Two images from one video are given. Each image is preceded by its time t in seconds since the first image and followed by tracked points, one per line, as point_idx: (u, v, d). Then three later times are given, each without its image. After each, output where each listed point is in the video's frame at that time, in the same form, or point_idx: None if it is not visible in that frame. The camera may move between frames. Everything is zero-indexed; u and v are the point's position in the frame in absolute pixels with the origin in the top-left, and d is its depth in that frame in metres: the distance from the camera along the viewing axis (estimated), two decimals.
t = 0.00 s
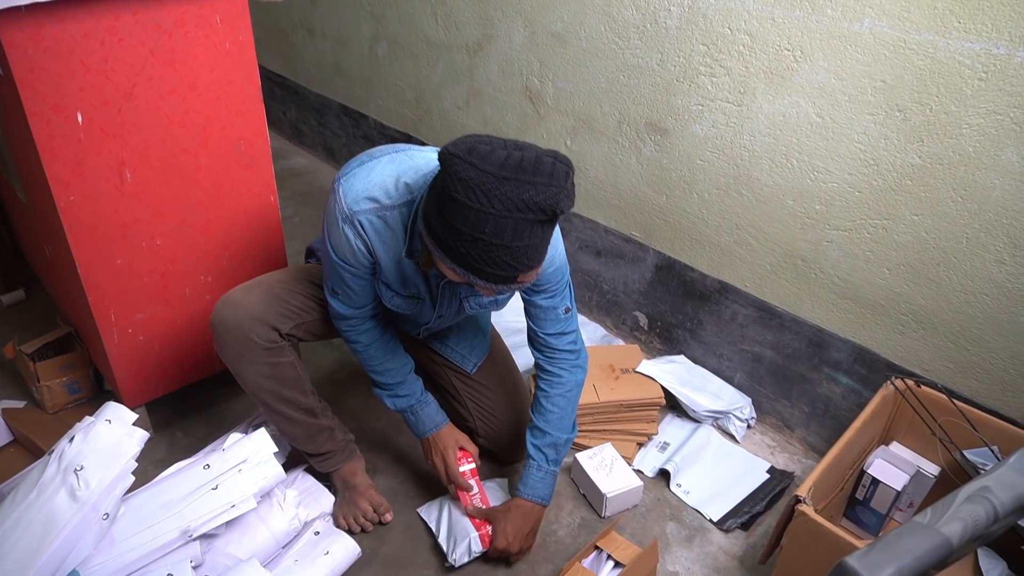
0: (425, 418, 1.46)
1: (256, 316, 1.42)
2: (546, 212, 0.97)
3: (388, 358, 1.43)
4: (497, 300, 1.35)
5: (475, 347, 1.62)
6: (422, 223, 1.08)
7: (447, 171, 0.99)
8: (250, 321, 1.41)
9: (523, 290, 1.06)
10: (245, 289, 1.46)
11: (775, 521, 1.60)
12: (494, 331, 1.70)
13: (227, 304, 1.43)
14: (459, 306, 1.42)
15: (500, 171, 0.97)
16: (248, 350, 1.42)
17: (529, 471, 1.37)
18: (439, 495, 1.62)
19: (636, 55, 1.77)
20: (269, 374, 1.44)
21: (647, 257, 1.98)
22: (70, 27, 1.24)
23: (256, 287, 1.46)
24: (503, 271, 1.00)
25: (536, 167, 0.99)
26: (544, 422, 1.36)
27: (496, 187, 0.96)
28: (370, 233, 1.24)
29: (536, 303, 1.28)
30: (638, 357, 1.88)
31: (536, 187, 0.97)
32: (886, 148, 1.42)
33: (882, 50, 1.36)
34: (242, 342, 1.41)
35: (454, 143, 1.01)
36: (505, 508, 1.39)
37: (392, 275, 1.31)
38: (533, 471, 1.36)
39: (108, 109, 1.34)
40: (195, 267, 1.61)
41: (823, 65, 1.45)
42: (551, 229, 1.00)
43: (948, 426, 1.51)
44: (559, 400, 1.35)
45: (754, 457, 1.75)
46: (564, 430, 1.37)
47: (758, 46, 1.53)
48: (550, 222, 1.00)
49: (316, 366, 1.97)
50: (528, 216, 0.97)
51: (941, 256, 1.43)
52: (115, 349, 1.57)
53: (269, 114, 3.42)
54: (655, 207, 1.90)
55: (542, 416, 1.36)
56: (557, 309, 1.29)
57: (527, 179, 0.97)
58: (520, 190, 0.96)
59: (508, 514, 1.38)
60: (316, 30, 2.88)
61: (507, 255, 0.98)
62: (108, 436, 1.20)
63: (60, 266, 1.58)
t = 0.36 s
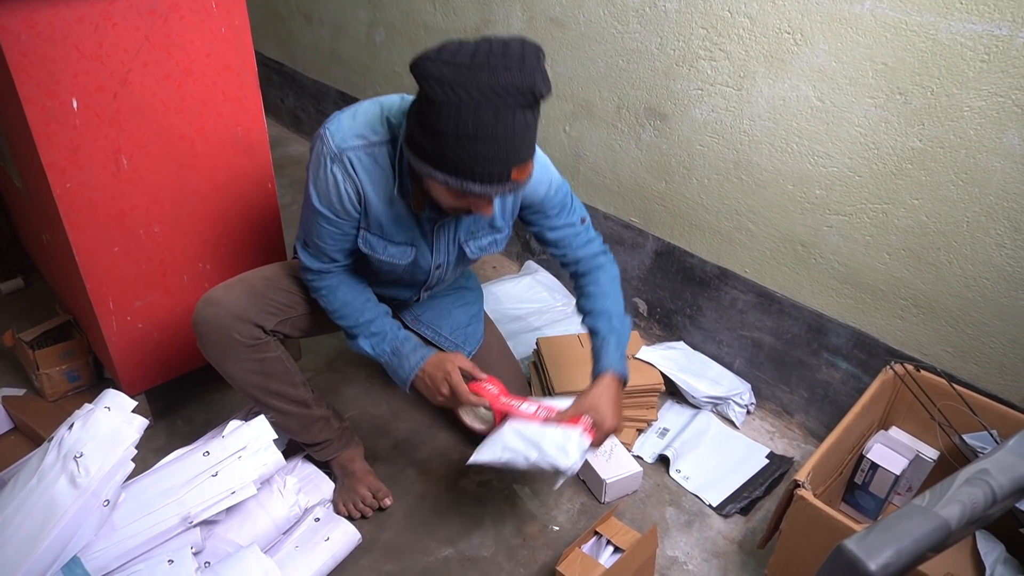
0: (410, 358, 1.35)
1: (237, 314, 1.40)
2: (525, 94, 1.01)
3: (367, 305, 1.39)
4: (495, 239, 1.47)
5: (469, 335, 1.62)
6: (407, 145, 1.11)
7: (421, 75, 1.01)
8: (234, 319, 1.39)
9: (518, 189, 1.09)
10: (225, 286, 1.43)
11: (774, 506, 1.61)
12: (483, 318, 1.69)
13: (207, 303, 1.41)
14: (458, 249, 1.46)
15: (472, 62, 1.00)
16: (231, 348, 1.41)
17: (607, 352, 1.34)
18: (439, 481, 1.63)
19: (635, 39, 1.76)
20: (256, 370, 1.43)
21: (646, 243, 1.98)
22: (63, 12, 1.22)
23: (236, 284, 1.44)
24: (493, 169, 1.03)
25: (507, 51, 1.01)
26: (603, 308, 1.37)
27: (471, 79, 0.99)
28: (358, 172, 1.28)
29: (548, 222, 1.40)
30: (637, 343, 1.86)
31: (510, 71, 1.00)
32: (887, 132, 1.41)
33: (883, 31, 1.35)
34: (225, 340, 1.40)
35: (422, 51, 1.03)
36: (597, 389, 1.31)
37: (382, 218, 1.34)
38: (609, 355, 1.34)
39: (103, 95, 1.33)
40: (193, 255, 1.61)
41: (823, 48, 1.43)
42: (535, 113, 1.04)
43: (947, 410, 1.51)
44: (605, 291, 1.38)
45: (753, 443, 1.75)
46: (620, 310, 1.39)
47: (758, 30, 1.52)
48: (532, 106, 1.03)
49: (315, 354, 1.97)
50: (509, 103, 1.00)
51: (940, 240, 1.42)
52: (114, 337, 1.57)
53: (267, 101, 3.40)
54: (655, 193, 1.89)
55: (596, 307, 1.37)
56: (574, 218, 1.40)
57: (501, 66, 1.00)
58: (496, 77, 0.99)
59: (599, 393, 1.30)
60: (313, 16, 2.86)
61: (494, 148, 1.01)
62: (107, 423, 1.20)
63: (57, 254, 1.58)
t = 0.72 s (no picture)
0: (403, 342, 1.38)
1: (249, 334, 1.42)
2: (488, 15, 1.13)
3: (360, 295, 1.42)
4: (482, 196, 1.52)
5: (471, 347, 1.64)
6: (381, 93, 1.21)
7: (388, 13, 1.11)
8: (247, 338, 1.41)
9: (498, 115, 1.20)
10: (235, 307, 1.45)
11: (777, 515, 1.60)
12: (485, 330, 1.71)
13: (218, 324, 1.42)
14: (450, 213, 1.48)
15: None
16: (245, 369, 1.42)
17: (600, 255, 1.47)
18: (440, 490, 1.63)
19: (635, 47, 1.76)
20: (269, 389, 1.44)
21: (647, 251, 1.98)
22: (67, 23, 1.23)
23: (246, 305, 1.45)
24: (471, 91, 1.14)
25: None
26: (591, 226, 1.51)
27: (437, 7, 1.10)
28: (337, 145, 1.31)
29: (536, 172, 1.54)
30: (639, 351, 1.88)
31: None
32: (887, 139, 1.41)
33: (882, 39, 1.35)
34: (238, 360, 1.41)
35: None
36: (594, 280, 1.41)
37: (366, 190, 1.36)
38: (604, 257, 1.46)
39: (106, 105, 1.34)
40: (196, 265, 1.61)
41: (823, 55, 1.44)
42: (501, 35, 1.17)
43: (949, 418, 1.50)
44: (589, 212, 1.52)
45: (756, 451, 1.75)
46: (605, 226, 1.52)
47: (757, 38, 1.52)
48: (496, 28, 1.16)
49: (317, 363, 1.97)
50: (476, 25, 1.12)
51: (942, 247, 1.42)
52: (117, 347, 1.57)
53: (269, 111, 3.42)
54: (656, 200, 1.90)
55: (586, 228, 1.51)
56: (554, 164, 1.54)
57: None
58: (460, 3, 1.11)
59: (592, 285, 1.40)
60: (315, 26, 2.88)
61: (471, 71, 1.13)
62: (109, 433, 1.20)
63: (61, 264, 1.58)
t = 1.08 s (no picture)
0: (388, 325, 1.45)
1: (263, 349, 1.42)
2: (481, 65, 1.15)
3: (334, 285, 1.48)
4: (473, 194, 1.53)
5: (476, 357, 1.63)
6: (373, 116, 1.23)
7: (381, 52, 1.14)
8: (261, 354, 1.42)
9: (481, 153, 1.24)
10: (247, 323, 1.45)
11: (779, 526, 1.59)
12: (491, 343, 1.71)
13: (229, 340, 1.43)
14: (443, 212, 1.49)
15: (428, 39, 1.12)
16: (256, 384, 1.42)
17: (553, 251, 1.58)
18: (441, 503, 1.62)
19: (635, 61, 1.78)
20: (281, 404, 1.45)
21: (648, 262, 1.98)
22: (72, 39, 1.25)
23: (258, 320, 1.46)
24: (456, 136, 1.17)
25: (460, 27, 1.15)
26: (548, 224, 1.62)
27: (429, 55, 1.12)
28: (328, 145, 1.33)
29: (520, 172, 1.62)
30: (641, 363, 1.88)
31: (465, 45, 1.13)
32: (886, 151, 1.42)
33: (879, 52, 1.36)
34: (251, 376, 1.42)
35: (379, 29, 1.15)
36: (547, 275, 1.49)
37: (358, 189, 1.37)
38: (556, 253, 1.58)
39: (110, 120, 1.35)
40: (199, 277, 1.62)
41: (821, 68, 1.45)
42: (492, 81, 1.18)
43: (951, 430, 1.50)
44: (552, 211, 1.64)
45: (758, 462, 1.75)
46: (564, 224, 1.64)
47: (757, 51, 1.54)
48: (488, 75, 1.17)
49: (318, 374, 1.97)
50: (466, 75, 1.14)
51: (942, 258, 1.42)
52: (119, 359, 1.58)
53: (272, 123, 3.45)
54: (656, 212, 1.90)
55: (545, 224, 1.62)
56: (532, 164, 1.63)
57: (456, 40, 1.13)
58: (452, 52, 1.12)
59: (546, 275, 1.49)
60: (317, 40, 2.90)
61: (456, 118, 1.16)
62: (111, 446, 1.20)
63: (64, 277, 1.59)
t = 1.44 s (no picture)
0: (409, 331, 1.47)
1: (273, 357, 1.43)
2: (482, 79, 1.15)
3: (349, 298, 1.41)
4: (472, 197, 1.56)
5: (481, 365, 1.64)
6: (376, 124, 1.24)
7: (384, 62, 1.15)
8: (272, 362, 1.42)
9: (480, 164, 1.24)
10: (258, 330, 1.46)
11: (786, 537, 1.58)
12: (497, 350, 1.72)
13: (237, 349, 1.44)
14: (443, 215, 1.52)
15: (430, 51, 1.13)
16: (265, 393, 1.43)
17: (535, 246, 1.59)
18: (447, 512, 1.62)
19: (640, 71, 1.79)
20: (290, 412, 1.45)
21: (654, 271, 1.98)
22: (82, 52, 1.26)
23: (268, 327, 1.47)
24: (454, 147, 1.18)
25: (462, 40, 1.16)
26: (544, 222, 1.64)
27: (430, 67, 1.13)
28: (341, 144, 1.33)
29: (525, 176, 1.64)
30: (647, 372, 1.88)
31: (467, 59, 1.14)
32: (891, 160, 1.42)
33: (884, 62, 1.36)
34: (262, 382, 1.42)
35: (383, 39, 1.17)
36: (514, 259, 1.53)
37: (369, 188, 1.37)
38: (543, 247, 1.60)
39: (119, 131, 1.36)
40: (206, 286, 1.63)
41: (826, 78, 1.45)
42: (493, 95, 1.19)
43: (959, 439, 1.49)
44: (553, 211, 1.66)
45: (764, 472, 1.74)
46: (561, 224, 1.66)
47: (761, 61, 1.54)
48: (489, 89, 1.18)
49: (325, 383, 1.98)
50: (466, 88, 1.14)
51: (947, 267, 1.42)
52: (127, 368, 1.59)
53: (279, 133, 3.47)
54: (662, 221, 1.91)
55: (539, 222, 1.65)
56: (538, 166, 1.66)
57: (458, 54, 1.14)
58: (453, 65, 1.13)
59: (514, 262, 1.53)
60: (324, 50, 2.92)
61: (456, 130, 1.16)
62: (119, 455, 1.20)
63: (72, 286, 1.61)
